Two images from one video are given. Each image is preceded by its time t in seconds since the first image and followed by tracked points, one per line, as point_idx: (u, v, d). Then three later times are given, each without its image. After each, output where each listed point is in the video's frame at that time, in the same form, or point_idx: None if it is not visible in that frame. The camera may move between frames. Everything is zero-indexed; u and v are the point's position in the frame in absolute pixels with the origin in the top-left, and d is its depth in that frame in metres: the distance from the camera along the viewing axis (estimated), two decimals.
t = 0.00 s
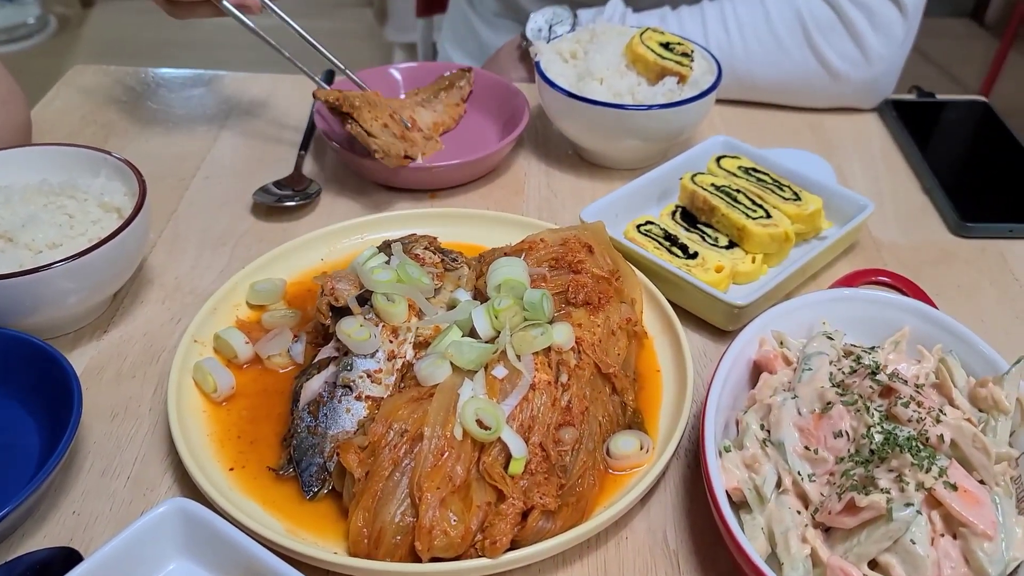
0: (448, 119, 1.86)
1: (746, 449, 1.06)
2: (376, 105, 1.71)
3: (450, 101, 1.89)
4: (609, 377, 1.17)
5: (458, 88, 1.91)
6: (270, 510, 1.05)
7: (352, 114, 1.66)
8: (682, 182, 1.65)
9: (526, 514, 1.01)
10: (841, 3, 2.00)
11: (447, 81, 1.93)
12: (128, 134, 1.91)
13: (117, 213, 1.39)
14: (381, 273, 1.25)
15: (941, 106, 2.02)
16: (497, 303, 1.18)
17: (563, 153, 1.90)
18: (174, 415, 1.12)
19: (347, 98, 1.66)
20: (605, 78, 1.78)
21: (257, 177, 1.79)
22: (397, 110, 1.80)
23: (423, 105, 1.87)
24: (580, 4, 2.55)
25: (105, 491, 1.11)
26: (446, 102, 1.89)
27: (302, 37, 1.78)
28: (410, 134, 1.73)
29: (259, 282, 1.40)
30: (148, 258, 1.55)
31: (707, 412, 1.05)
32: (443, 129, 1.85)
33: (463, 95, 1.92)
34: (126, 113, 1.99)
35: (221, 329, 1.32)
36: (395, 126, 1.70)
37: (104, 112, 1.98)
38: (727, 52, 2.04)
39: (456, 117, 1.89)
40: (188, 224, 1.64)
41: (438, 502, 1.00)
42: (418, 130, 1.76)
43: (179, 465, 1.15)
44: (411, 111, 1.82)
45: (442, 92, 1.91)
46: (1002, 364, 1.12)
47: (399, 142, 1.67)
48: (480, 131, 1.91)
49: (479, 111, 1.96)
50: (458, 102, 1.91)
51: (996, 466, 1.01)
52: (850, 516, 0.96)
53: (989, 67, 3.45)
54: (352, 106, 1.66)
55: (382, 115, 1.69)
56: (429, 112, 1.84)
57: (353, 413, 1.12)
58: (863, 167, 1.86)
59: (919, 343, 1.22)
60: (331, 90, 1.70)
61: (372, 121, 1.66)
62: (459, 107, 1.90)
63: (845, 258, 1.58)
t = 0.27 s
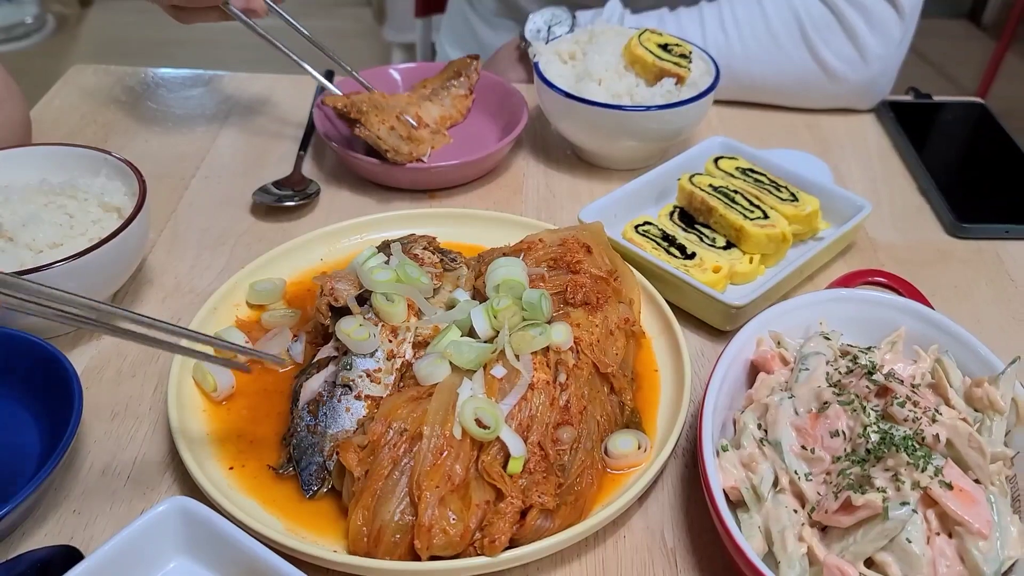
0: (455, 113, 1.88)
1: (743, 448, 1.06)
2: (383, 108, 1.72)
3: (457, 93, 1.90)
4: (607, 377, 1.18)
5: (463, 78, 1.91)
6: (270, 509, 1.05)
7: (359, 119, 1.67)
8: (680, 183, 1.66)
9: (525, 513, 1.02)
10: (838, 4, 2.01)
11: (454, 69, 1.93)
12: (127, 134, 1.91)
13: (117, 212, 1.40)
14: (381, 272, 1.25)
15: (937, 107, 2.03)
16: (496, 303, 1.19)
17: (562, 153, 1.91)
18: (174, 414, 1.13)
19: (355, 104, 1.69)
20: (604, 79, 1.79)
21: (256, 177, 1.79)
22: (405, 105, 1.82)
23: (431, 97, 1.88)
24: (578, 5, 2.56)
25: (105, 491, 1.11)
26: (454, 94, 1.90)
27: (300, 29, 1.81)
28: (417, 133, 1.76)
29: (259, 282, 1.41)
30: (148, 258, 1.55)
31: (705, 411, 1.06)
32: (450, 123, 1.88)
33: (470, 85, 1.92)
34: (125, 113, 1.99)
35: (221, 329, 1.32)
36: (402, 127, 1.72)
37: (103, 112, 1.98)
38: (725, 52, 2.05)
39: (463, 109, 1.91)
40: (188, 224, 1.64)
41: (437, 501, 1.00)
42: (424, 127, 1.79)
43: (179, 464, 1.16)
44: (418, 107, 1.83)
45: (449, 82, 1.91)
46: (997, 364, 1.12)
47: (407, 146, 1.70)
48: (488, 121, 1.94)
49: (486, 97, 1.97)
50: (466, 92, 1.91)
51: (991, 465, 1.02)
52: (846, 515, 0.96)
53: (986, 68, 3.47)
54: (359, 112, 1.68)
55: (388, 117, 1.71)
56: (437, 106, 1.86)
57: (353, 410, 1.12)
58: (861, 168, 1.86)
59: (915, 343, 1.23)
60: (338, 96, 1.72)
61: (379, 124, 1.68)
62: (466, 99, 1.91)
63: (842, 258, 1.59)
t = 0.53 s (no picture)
0: (463, 108, 1.89)
1: (742, 451, 1.07)
2: (385, 114, 1.73)
3: (468, 88, 1.91)
4: (606, 379, 1.18)
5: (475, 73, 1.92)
6: (271, 511, 1.06)
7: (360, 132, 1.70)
8: (678, 186, 1.67)
9: (525, 515, 1.02)
10: (836, 8, 2.02)
11: (466, 64, 1.93)
12: (128, 136, 1.92)
13: (119, 215, 1.40)
14: (381, 275, 1.26)
15: (934, 111, 2.04)
16: (496, 305, 1.19)
17: (561, 156, 1.91)
18: (175, 417, 1.13)
19: (353, 117, 1.70)
20: (603, 83, 1.79)
21: (256, 180, 1.80)
22: (413, 104, 1.84)
23: (442, 92, 1.88)
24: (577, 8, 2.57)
25: (107, 493, 1.12)
26: (465, 89, 1.90)
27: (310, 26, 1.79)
28: (422, 130, 1.76)
29: (260, 285, 1.41)
30: (149, 260, 1.55)
31: (704, 413, 1.06)
32: (458, 119, 1.89)
33: (481, 80, 1.93)
34: (126, 115, 1.99)
35: (222, 331, 1.33)
36: (404, 130, 1.72)
37: (104, 115, 1.99)
38: (724, 55, 2.06)
39: (474, 105, 1.92)
40: (189, 227, 1.65)
41: (437, 503, 1.01)
42: (431, 123, 1.81)
43: (181, 466, 1.16)
44: (426, 104, 1.85)
45: (461, 78, 1.91)
46: (993, 367, 1.13)
47: (414, 144, 1.72)
48: (496, 117, 1.95)
49: (496, 91, 1.98)
50: (477, 88, 1.92)
51: (987, 468, 1.03)
52: (844, 517, 0.98)
53: (983, 71, 3.48)
54: (358, 124, 1.70)
55: (389, 124, 1.72)
56: (446, 101, 1.87)
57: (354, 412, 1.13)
58: (859, 172, 1.87)
59: (913, 346, 1.23)
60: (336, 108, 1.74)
61: (380, 132, 1.70)
62: (477, 94, 1.92)
63: (840, 262, 1.60)
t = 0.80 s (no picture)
0: (463, 110, 1.89)
1: (740, 452, 1.07)
2: (377, 119, 1.74)
3: (467, 90, 1.91)
4: (605, 381, 1.19)
5: (474, 74, 1.92)
6: (271, 512, 1.06)
7: (355, 136, 1.68)
8: (677, 188, 1.67)
9: (524, 516, 1.02)
10: (834, 11, 2.03)
11: (465, 66, 1.94)
12: (127, 138, 1.92)
13: (117, 217, 1.40)
14: (384, 277, 1.27)
15: (932, 114, 2.05)
16: (495, 307, 1.19)
17: (559, 158, 1.92)
18: (175, 418, 1.13)
19: (345, 122, 1.69)
20: (601, 85, 1.80)
21: (255, 181, 1.80)
22: (408, 107, 1.86)
23: (439, 95, 1.89)
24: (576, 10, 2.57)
25: (106, 494, 1.12)
26: (464, 91, 1.91)
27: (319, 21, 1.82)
28: (420, 131, 1.78)
29: (259, 286, 1.41)
30: (148, 261, 1.56)
31: (703, 415, 1.07)
32: (457, 120, 1.90)
33: (480, 82, 1.93)
34: (124, 117, 1.99)
35: (221, 333, 1.33)
36: (400, 131, 1.74)
37: (102, 116, 1.99)
38: (722, 58, 2.06)
39: (472, 107, 1.92)
40: (187, 228, 1.65)
41: (437, 504, 1.01)
42: (430, 123, 1.82)
43: (179, 467, 1.16)
44: (424, 106, 1.86)
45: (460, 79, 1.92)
46: (991, 369, 1.13)
47: (409, 145, 1.72)
48: (496, 118, 1.95)
49: (496, 93, 1.98)
50: (476, 89, 1.92)
51: (985, 470, 1.03)
52: (842, 519, 0.98)
53: (980, 73, 3.49)
54: (352, 128, 1.68)
55: (384, 127, 1.73)
56: (445, 103, 1.87)
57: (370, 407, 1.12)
58: (857, 174, 1.88)
59: (910, 348, 1.24)
60: (326, 120, 1.72)
61: (376, 134, 1.70)
62: (476, 95, 1.92)
63: (838, 264, 1.60)
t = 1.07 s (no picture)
0: (461, 112, 1.90)
1: (739, 455, 1.07)
2: (374, 121, 1.75)
3: (466, 93, 1.91)
4: (604, 384, 1.19)
5: (473, 76, 1.92)
6: (270, 515, 1.06)
7: (353, 137, 1.68)
8: (675, 191, 1.67)
9: (523, 519, 1.02)
10: (832, 15, 2.03)
11: (464, 69, 1.94)
12: (126, 140, 1.92)
13: (117, 219, 1.40)
14: (382, 279, 1.27)
15: (930, 117, 2.06)
16: (495, 310, 1.20)
17: (558, 161, 1.92)
18: (174, 421, 1.13)
19: (343, 123, 1.68)
20: (600, 88, 1.80)
21: (254, 183, 1.80)
22: (406, 109, 1.86)
23: (437, 97, 1.90)
24: (575, 13, 2.58)
25: (105, 496, 1.12)
26: (463, 93, 1.91)
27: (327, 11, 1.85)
28: (418, 132, 1.79)
29: (258, 289, 1.42)
30: (147, 264, 1.56)
31: (701, 418, 1.07)
32: (456, 123, 1.90)
33: (479, 84, 1.93)
34: (124, 119, 2.00)
35: (220, 336, 1.33)
36: (398, 134, 1.75)
37: (102, 118, 1.99)
38: (721, 61, 2.06)
39: (470, 109, 1.92)
40: (186, 231, 1.65)
41: (436, 507, 1.01)
42: (429, 126, 1.83)
43: (179, 469, 1.16)
44: (422, 108, 1.87)
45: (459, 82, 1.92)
46: (989, 373, 1.14)
47: (407, 148, 1.73)
48: (495, 122, 1.95)
49: (495, 96, 1.98)
50: (475, 92, 1.92)
51: (983, 473, 1.03)
52: (841, 522, 0.98)
53: (977, 76, 3.50)
54: (350, 130, 1.68)
55: (382, 129, 1.74)
56: (443, 105, 1.88)
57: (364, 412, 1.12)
58: (855, 177, 1.88)
59: (909, 351, 1.24)
60: (323, 123, 1.71)
61: (374, 136, 1.70)
62: (475, 98, 1.93)
63: (836, 266, 1.61)
